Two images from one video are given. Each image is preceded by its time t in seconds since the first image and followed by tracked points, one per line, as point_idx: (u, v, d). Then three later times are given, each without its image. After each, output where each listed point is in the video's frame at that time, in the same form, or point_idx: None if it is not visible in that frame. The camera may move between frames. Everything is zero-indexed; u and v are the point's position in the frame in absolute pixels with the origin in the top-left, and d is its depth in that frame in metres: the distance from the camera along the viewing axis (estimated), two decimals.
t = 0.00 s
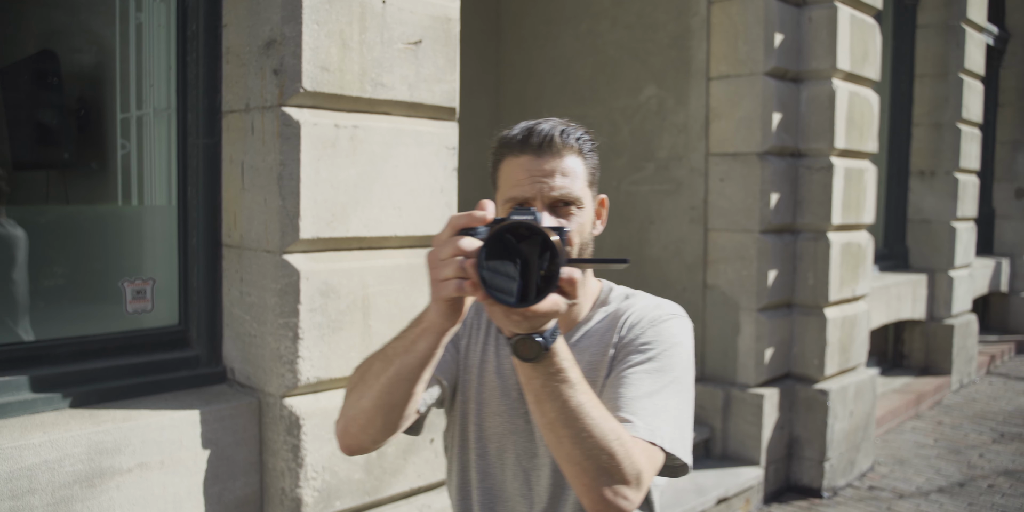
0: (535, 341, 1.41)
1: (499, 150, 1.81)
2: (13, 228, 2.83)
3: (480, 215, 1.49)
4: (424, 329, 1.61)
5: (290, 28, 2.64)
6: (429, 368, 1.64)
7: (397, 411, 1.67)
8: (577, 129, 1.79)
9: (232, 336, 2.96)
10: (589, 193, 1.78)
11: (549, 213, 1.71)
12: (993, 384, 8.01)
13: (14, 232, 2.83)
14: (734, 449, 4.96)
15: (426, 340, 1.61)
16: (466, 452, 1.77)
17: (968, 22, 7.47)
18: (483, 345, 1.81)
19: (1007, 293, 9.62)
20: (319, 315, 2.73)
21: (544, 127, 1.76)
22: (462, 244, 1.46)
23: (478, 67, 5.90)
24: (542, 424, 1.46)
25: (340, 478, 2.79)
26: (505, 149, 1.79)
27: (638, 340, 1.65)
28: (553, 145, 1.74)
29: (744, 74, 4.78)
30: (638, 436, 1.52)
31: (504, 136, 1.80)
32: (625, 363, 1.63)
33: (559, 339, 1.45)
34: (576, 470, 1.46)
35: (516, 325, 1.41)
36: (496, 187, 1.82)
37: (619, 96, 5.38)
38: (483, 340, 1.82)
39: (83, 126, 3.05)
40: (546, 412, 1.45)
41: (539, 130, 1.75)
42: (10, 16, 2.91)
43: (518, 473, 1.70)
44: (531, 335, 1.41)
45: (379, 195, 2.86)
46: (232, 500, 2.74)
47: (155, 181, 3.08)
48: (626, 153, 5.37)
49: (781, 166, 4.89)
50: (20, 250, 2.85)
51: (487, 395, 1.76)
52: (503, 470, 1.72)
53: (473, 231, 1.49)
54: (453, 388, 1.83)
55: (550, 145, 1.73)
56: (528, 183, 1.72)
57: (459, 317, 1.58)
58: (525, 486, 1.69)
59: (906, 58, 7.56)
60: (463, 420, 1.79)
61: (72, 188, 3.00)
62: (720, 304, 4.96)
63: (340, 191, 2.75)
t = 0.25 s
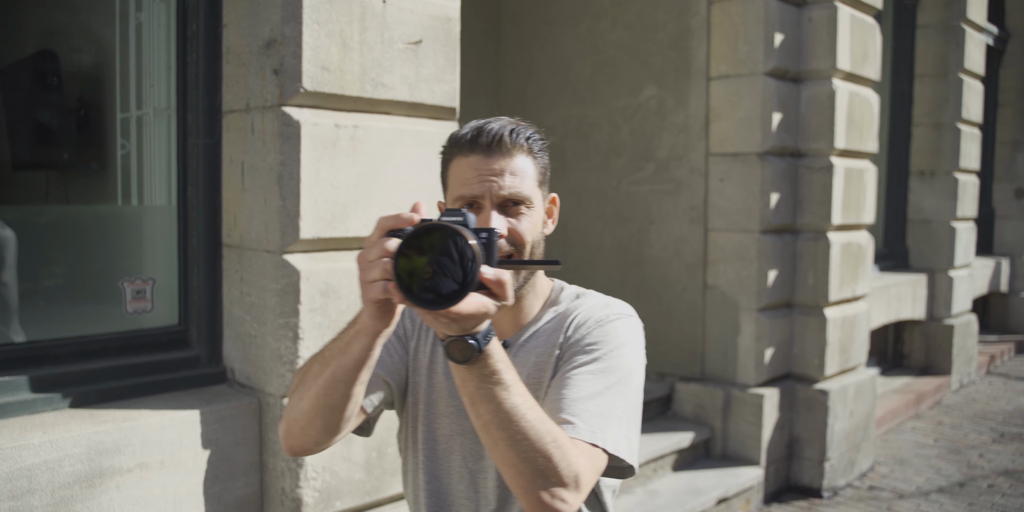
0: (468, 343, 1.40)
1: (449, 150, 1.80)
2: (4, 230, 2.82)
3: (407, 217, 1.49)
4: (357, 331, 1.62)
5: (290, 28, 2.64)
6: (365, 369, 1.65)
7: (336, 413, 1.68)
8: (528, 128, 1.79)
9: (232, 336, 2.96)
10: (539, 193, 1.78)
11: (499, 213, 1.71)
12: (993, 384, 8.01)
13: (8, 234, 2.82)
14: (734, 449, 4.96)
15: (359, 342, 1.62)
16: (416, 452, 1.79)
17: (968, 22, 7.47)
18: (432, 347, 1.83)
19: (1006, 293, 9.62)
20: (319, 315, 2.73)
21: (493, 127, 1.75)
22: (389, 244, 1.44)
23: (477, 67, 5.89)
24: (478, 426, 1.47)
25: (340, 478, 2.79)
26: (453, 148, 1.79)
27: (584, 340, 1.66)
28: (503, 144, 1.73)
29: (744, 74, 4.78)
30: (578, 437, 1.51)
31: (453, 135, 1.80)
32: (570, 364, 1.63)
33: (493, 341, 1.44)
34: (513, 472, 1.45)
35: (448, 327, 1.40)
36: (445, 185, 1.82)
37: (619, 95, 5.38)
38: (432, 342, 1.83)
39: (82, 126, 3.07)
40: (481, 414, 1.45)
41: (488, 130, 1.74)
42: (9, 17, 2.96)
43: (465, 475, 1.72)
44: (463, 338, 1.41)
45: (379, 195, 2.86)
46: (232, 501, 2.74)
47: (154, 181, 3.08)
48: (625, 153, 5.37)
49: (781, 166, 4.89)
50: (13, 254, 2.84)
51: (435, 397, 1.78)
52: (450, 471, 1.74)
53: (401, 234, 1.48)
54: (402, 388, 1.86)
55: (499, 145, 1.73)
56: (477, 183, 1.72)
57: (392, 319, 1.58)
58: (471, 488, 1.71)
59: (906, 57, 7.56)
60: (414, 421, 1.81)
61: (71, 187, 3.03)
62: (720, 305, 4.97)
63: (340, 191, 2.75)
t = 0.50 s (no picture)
0: (432, 349, 1.38)
1: (423, 153, 1.80)
2: None
3: (369, 221, 1.41)
4: (323, 334, 1.61)
5: (291, 28, 2.64)
6: (332, 372, 1.64)
7: (305, 415, 1.70)
8: (502, 131, 1.79)
9: (231, 336, 2.95)
10: (513, 196, 1.78)
11: (473, 216, 1.71)
12: (994, 385, 8.01)
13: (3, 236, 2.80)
14: (734, 450, 4.95)
15: (326, 345, 1.61)
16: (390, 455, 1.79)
17: (968, 23, 7.47)
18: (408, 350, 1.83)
19: (1006, 293, 9.62)
20: (319, 315, 2.72)
21: (467, 130, 1.75)
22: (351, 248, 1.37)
23: (477, 68, 5.89)
24: (444, 431, 1.45)
25: (340, 478, 2.79)
26: (428, 152, 1.79)
27: (556, 345, 1.67)
28: (477, 147, 1.73)
29: (744, 74, 4.78)
30: (545, 441, 1.50)
31: (427, 138, 1.80)
32: (542, 369, 1.64)
33: (458, 346, 1.42)
34: (478, 478, 1.44)
35: (414, 332, 1.36)
36: (420, 189, 1.82)
37: (619, 96, 5.37)
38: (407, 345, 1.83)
39: (82, 127, 3.03)
40: (446, 419, 1.43)
41: (462, 133, 1.74)
42: (10, 17, 2.85)
43: (437, 479, 1.72)
44: (429, 343, 1.38)
45: (379, 195, 2.85)
46: (232, 501, 2.73)
47: (154, 181, 3.08)
48: (626, 153, 5.37)
49: (781, 167, 4.88)
50: (5, 253, 2.81)
51: (411, 400, 1.79)
52: (423, 475, 1.75)
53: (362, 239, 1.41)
54: (378, 391, 1.86)
55: (472, 149, 1.73)
56: (450, 186, 1.72)
57: (356, 323, 1.56)
58: (443, 492, 1.71)
59: (906, 58, 7.56)
60: (388, 424, 1.82)
61: (71, 189, 2.99)
62: (720, 305, 4.96)
63: (340, 191, 2.74)
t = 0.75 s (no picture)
0: (461, 346, 1.39)
1: (442, 149, 1.79)
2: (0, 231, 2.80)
3: (396, 218, 1.47)
4: (350, 332, 1.61)
5: (291, 27, 2.64)
6: (358, 370, 1.64)
7: (329, 415, 1.68)
8: (522, 128, 1.78)
9: (232, 336, 2.95)
10: (533, 193, 1.78)
11: (493, 213, 1.71)
12: (994, 385, 8.01)
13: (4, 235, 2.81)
14: (734, 450, 4.95)
15: (353, 344, 1.61)
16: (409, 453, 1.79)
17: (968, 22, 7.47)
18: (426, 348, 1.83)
19: (1007, 293, 9.62)
20: (320, 315, 2.72)
21: (487, 126, 1.74)
22: (379, 246, 1.41)
23: (477, 68, 5.88)
24: (472, 428, 1.46)
25: (341, 478, 2.78)
26: (447, 147, 1.78)
27: (577, 342, 1.66)
28: (497, 145, 1.73)
29: (745, 73, 4.78)
30: (571, 439, 1.52)
31: (446, 133, 1.78)
32: (564, 366, 1.63)
33: (485, 343, 1.44)
34: (506, 475, 1.45)
35: (441, 329, 1.39)
36: (439, 184, 1.81)
37: (620, 95, 5.37)
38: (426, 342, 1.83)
39: (82, 126, 3.04)
40: (474, 417, 1.44)
41: (482, 130, 1.73)
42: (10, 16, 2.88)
43: (458, 476, 1.73)
44: (457, 340, 1.40)
45: (380, 194, 2.84)
46: (232, 501, 2.73)
47: (154, 180, 3.07)
48: (626, 152, 5.36)
49: (781, 166, 4.88)
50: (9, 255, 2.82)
51: (430, 398, 1.79)
52: (444, 472, 1.75)
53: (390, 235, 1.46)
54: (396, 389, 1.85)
55: (493, 145, 1.73)
56: (470, 182, 1.71)
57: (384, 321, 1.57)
58: (464, 489, 1.72)
59: (906, 57, 7.55)
60: (405, 422, 1.81)
61: (71, 188, 2.99)
62: (721, 305, 4.96)
63: (341, 191, 2.74)
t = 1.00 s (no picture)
0: (529, 339, 1.41)
1: (494, 143, 1.81)
2: (11, 228, 2.82)
3: (467, 214, 1.50)
4: (414, 329, 1.62)
5: (292, 28, 2.63)
6: (422, 365, 1.65)
7: (392, 412, 1.69)
8: (573, 122, 1.80)
9: (233, 337, 2.95)
10: (583, 187, 1.78)
11: (545, 205, 1.71)
12: (994, 386, 8.00)
13: (13, 232, 2.82)
14: (735, 450, 4.94)
15: (417, 339, 1.63)
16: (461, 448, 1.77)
17: (968, 23, 7.47)
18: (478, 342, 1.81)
19: (1007, 294, 9.62)
20: (320, 316, 2.71)
21: (538, 120, 1.76)
22: (450, 241, 1.46)
23: (478, 69, 5.88)
24: (540, 421, 1.48)
25: (341, 479, 2.78)
26: (499, 141, 1.80)
27: (633, 335, 1.65)
28: (549, 137, 1.74)
29: (745, 74, 4.77)
30: (635, 431, 1.53)
31: (498, 128, 1.80)
32: (622, 359, 1.63)
33: (553, 336, 1.45)
34: (575, 467, 1.47)
35: (508, 324, 1.41)
36: (492, 179, 1.82)
37: (620, 96, 5.36)
38: (479, 337, 1.82)
39: (81, 127, 3.05)
40: (542, 410, 1.46)
41: (534, 123, 1.75)
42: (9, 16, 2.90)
43: (517, 471, 1.71)
44: (525, 334, 1.42)
45: (380, 195, 2.84)
46: (233, 502, 2.72)
47: (154, 180, 3.06)
48: (626, 153, 5.36)
49: (782, 167, 4.88)
50: (19, 251, 2.84)
51: (484, 392, 1.77)
52: (500, 467, 1.73)
53: (461, 231, 1.49)
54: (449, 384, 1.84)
55: (545, 137, 1.74)
56: (523, 174, 1.73)
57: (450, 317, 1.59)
58: (523, 483, 1.70)
59: (906, 58, 7.55)
60: (458, 417, 1.79)
61: (70, 189, 3.00)
62: (721, 306, 4.95)
63: (341, 191, 2.74)
